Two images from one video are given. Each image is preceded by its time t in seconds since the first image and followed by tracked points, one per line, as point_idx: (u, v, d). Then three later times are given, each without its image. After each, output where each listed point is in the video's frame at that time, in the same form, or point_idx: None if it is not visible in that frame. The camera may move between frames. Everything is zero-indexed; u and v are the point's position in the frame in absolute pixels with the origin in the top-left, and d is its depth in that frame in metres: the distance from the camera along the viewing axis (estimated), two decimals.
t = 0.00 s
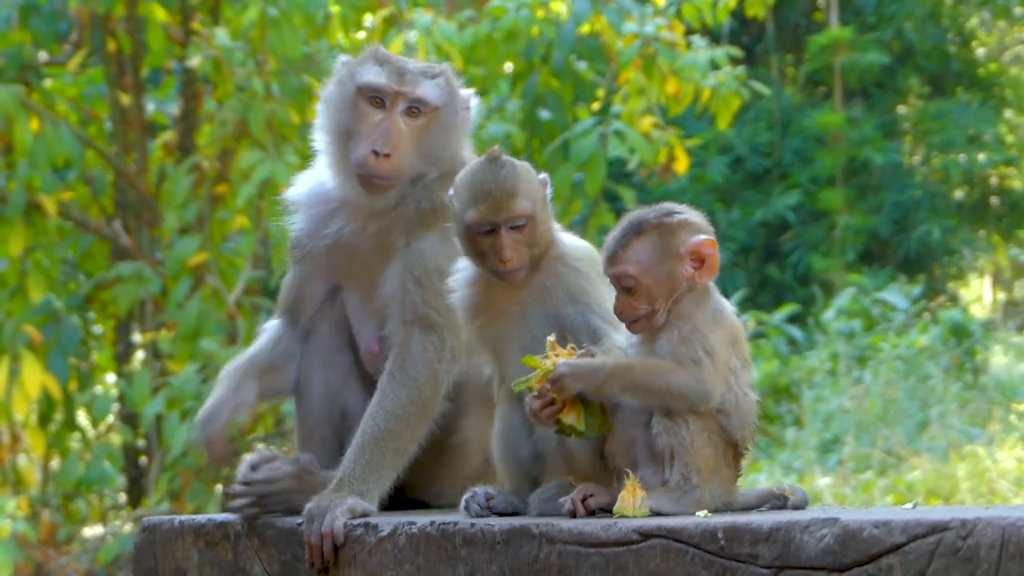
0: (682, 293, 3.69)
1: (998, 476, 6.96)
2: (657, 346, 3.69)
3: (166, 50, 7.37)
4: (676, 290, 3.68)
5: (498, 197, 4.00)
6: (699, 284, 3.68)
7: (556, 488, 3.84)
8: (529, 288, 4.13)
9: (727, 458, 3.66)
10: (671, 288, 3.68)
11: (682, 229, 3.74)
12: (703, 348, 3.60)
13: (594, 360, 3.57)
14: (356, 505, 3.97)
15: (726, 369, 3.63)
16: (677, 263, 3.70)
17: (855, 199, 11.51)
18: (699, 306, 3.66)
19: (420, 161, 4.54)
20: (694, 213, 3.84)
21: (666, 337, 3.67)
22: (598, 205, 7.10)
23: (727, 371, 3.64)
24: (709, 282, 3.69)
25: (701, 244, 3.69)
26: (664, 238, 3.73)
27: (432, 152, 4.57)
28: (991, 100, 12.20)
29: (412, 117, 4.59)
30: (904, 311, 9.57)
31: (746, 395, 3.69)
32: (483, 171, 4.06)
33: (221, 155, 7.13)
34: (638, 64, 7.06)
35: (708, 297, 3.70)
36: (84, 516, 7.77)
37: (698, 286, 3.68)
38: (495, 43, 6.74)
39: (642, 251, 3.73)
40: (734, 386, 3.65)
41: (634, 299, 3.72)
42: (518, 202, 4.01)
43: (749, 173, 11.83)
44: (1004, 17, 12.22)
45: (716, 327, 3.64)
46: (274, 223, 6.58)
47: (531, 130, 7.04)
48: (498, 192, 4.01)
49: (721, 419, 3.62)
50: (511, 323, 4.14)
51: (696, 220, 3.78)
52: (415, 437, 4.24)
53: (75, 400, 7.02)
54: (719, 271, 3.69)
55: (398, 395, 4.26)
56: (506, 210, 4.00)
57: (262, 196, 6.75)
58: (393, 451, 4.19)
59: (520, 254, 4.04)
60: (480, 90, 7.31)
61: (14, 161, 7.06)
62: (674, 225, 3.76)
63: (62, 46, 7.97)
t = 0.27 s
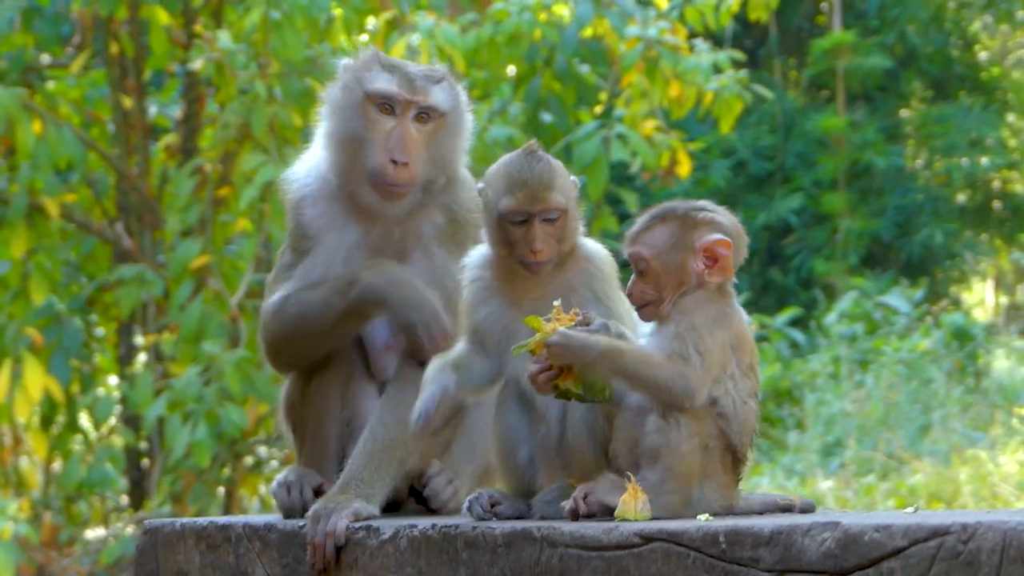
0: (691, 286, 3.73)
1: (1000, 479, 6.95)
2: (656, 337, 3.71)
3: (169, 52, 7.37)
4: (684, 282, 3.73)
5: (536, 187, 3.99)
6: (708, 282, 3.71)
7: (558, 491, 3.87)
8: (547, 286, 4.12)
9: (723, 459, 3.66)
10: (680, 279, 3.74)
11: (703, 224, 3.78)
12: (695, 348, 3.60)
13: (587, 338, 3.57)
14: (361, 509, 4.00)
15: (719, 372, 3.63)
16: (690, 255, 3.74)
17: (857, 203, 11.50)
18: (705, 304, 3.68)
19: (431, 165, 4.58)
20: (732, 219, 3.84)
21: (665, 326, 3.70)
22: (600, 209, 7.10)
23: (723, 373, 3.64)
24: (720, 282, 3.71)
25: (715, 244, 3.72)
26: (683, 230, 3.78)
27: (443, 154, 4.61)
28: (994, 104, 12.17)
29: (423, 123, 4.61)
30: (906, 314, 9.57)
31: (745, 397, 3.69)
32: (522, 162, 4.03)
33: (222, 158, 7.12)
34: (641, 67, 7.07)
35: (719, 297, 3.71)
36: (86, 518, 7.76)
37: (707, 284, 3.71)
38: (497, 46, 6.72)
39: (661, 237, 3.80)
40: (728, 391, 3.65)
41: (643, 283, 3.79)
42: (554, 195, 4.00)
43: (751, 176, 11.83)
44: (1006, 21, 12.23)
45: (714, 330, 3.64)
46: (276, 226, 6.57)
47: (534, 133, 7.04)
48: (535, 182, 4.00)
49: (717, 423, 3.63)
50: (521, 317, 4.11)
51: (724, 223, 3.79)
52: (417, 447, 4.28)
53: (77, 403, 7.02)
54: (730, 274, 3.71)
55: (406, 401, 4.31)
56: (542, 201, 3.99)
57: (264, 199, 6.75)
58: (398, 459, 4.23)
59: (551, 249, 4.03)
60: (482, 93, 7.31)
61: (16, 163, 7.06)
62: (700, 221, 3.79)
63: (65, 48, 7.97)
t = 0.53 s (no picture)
0: (652, 284, 3.69)
1: (1001, 483, 6.94)
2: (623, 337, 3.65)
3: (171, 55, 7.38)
4: (647, 279, 3.70)
5: (557, 200, 4.02)
6: (666, 281, 3.66)
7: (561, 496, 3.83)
8: (564, 293, 4.17)
9: (673, 463, 3.58)
10: (643, 276, 3.71)
11: (674, 221, 3.69)
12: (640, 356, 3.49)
13: (552, 370, 3.56)
14: (365, 512, 4.00)
15: (670, 381, 3.51)
16: (652, 252, 3.70)
17: (859, 207, 11.50)
18: (663, 305, 3.57)
19: (451, 178, 4.59)
20: (716, 222, 3.68)
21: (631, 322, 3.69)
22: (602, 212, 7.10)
23: (678, 379, 3.52)
24: (674, 281, 3.66)
25: (670, 242, 3.66)
26: (657, 224, 3.70)
27: (464, 170, 4.62)
28: (997, 107, 12.17)
29: (447, 134, 4.61)
30: (908, 318, 9.57)
31: (705, 404, 3.57)
32: (542, 171, 4.09)
33: (224, 161, 7.13)
34: (643, 71, 7.06)
35: (680, 298, 3.61)
36: (88, 521, 7.75)
37: (663, 281, 3.66)
38: (500, 49, 6.71)
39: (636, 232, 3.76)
40: (681, 399, 3.54)
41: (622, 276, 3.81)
42: (574, 208, 4.05)
43: (753, 180, 11.81)
44: (1009, 25, 12.23)
45: (665, 336, 3.51)
46: (278, 229, 6.57)
47: (536, 137, 7.01)
48: (557, 195, 4.03)
49: (667, 429, 3.55)
50: (539, 324, 4.16)
51: (699, 226, 3.67)
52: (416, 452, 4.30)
53: (79, 406, 7.02)
54: (687, 274, 3.64)
55: (412, 405, 4.30)
56: (563, 215, 4.03)
57: (266, 202, 6.76)
58: (401, 463, 4.24)
59: (568, 260, 4.09)
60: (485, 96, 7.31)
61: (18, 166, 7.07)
62: (680, 218, 3.69)
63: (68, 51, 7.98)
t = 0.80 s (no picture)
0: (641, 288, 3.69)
1: (1003, 485, 6.93)
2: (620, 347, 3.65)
3: (172, 58, 7.38)
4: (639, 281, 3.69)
5: (557, 204, 4.04)
6: (652, 287, 3.65)
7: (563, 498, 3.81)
8: (569, 298, 4.17)
9: (651, 475, 3.56)
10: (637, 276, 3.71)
11: (671, 232, 3.67)
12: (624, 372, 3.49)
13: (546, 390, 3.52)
14: (367, 516, 4.02)
15: (653, 395, 3.49)
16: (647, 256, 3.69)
17: (860, 209, 11.50)
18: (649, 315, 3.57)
19: (460, 180, 4.49)
20: (711, 234, 3.66)
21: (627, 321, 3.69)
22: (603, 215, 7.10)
23: (659, 389, 3.50)
24: (660, 291, 3.64)
25: (656, 253, 3.65)
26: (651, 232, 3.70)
27: (471, 170, 4.51)
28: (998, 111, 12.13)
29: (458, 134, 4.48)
30: (909, 320, 9.58)
31: (680, 415, 3.53)
32: (544, 175, 4.11)
33: (226, 164, 7.16)
34: (644, 74, 7.06)
35: (666, 309, 3.59)
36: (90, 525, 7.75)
37: (650, 286, 3.66)
38: (501, 53, 6.70)
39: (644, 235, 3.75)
40: (663, 411, 3.51)
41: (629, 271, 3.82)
42: (575, 212, 4.06)
43: (754, 182, 11.80)
44: (1009, 28, 12.24)
45: (646, 347, 3.50)
46: (280, 233, 6.57)
47: (537, 140, 7.01)
48: (557, 199, 4.05)
49: (645, 439, 3.53)
50: (544, 330, 4.16)
51: (691, 236, 3.65)
52: (417, 458, 4.32)
53: (80, 409, 7.03)
54: (673, 285, 3.63)
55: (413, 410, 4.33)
56: (563, 218, 4.04)
57: (268, 206, 6.78)
58: (403, 467, 4.27)
59: (571, 263, 4.10)
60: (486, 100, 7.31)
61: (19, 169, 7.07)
62: (674, 228, 3.67)
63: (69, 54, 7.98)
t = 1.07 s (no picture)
0: (652, 302, 3.60)
1: (1005, 485, 6.93)
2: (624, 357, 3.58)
3: (174, 60, 7.38)
4: (649, 295, 3.60)
5: (546, 200, 4.06)
6: (668, 303, 3.57)
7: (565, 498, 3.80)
8: (574, 294, 4.20)
9: (656, 479, 3.55)
10: (646, 290, 3.61)
11: (681, 244, 3.61)
12: (638, 384, 3.48)
13: (533, 401, 3.44)
14: (370, 517, 4.03)
15: (665, 403, 3.49)
16: (657, 270, 3.60)
17: (862, 210, 11.49)
18: (659, 329, 3.53)
19: (457, 217, 4.51)
20: (723, 244, 3.60)
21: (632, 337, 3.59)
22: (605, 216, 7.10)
23: (666, 398, 3.49)
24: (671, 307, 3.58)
25: (672, 269, 3.57)
26: (665, 242, 3.61)
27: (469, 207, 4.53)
28: (999, 110, 12.18)
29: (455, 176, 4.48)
30: (911, 321, 9.58)
31: (689, 416, 3.52)
32: (537, 175, 4.11)
33: (228, 165, 7.15)
34: (646, 75, 7.06)
35: (678, 319, 3.56)
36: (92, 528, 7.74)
37: (665, 302, 3.58)
38: (502, 54, 6.72)
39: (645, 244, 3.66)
40: (672, 419, 3.50)
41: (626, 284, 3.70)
42: (565, 206, 4.07)
43: (756, 183, 11.80)
44: (1011, 28, 12.24)
45: (661, 356, 3.49)
46: (281, 235, 6.57)
47: (539, 141, 7.02)
48: (547, 195, 4.07)
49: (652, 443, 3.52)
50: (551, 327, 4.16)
51: (703, 248, 3.59)
52: (421, 462, 4.31)
53: (82, 412, 7.02)
54: (694, 301, 3.58)
55: (419, 412, 4.34)
56: (553, 213, 4.05)
57: (270, 208, 6.77)
58: (407, 469, 4.27)
59: (567, 258, 4.12)
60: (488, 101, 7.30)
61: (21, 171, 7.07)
62: (685, 241, 3.61)
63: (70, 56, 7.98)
